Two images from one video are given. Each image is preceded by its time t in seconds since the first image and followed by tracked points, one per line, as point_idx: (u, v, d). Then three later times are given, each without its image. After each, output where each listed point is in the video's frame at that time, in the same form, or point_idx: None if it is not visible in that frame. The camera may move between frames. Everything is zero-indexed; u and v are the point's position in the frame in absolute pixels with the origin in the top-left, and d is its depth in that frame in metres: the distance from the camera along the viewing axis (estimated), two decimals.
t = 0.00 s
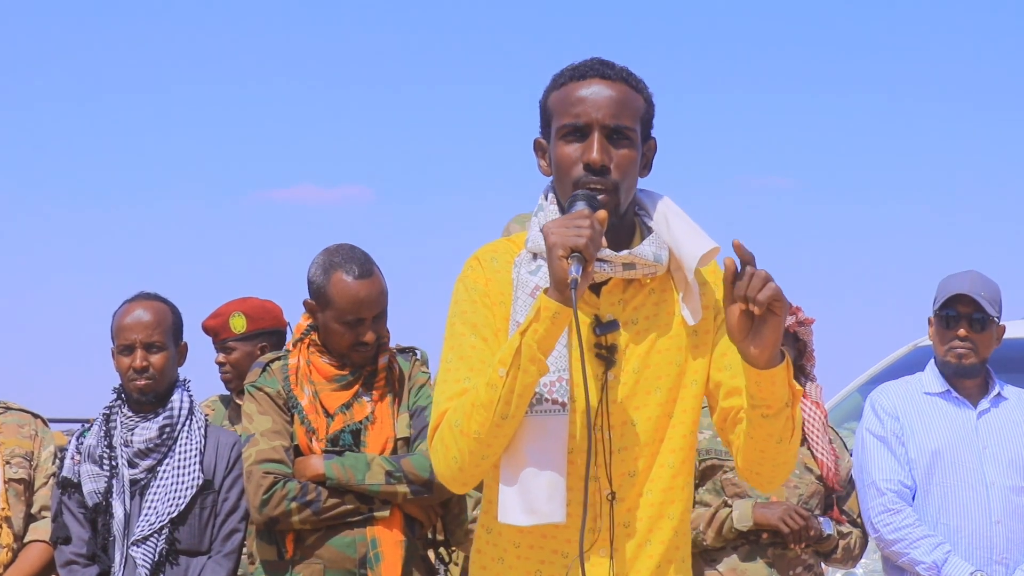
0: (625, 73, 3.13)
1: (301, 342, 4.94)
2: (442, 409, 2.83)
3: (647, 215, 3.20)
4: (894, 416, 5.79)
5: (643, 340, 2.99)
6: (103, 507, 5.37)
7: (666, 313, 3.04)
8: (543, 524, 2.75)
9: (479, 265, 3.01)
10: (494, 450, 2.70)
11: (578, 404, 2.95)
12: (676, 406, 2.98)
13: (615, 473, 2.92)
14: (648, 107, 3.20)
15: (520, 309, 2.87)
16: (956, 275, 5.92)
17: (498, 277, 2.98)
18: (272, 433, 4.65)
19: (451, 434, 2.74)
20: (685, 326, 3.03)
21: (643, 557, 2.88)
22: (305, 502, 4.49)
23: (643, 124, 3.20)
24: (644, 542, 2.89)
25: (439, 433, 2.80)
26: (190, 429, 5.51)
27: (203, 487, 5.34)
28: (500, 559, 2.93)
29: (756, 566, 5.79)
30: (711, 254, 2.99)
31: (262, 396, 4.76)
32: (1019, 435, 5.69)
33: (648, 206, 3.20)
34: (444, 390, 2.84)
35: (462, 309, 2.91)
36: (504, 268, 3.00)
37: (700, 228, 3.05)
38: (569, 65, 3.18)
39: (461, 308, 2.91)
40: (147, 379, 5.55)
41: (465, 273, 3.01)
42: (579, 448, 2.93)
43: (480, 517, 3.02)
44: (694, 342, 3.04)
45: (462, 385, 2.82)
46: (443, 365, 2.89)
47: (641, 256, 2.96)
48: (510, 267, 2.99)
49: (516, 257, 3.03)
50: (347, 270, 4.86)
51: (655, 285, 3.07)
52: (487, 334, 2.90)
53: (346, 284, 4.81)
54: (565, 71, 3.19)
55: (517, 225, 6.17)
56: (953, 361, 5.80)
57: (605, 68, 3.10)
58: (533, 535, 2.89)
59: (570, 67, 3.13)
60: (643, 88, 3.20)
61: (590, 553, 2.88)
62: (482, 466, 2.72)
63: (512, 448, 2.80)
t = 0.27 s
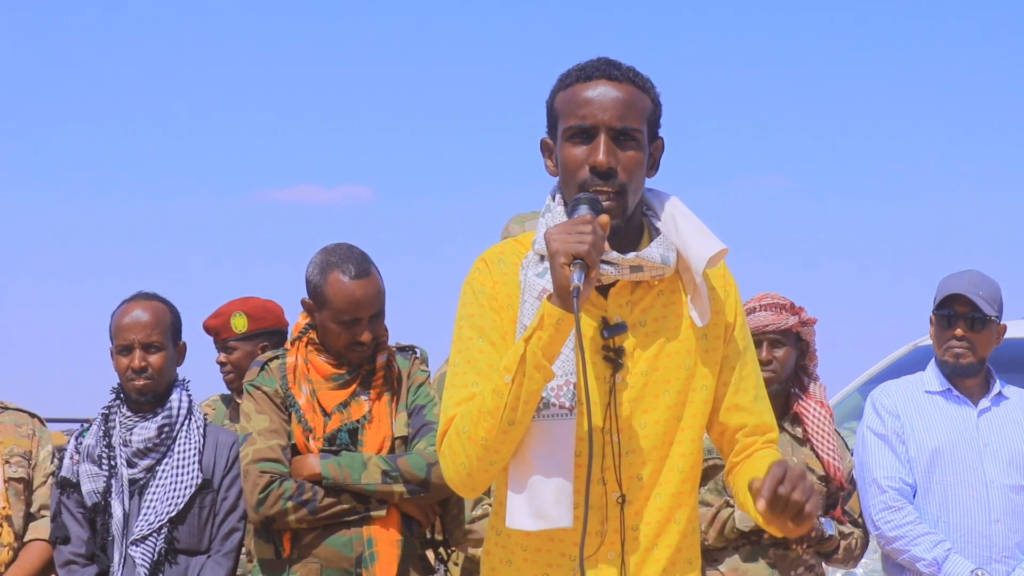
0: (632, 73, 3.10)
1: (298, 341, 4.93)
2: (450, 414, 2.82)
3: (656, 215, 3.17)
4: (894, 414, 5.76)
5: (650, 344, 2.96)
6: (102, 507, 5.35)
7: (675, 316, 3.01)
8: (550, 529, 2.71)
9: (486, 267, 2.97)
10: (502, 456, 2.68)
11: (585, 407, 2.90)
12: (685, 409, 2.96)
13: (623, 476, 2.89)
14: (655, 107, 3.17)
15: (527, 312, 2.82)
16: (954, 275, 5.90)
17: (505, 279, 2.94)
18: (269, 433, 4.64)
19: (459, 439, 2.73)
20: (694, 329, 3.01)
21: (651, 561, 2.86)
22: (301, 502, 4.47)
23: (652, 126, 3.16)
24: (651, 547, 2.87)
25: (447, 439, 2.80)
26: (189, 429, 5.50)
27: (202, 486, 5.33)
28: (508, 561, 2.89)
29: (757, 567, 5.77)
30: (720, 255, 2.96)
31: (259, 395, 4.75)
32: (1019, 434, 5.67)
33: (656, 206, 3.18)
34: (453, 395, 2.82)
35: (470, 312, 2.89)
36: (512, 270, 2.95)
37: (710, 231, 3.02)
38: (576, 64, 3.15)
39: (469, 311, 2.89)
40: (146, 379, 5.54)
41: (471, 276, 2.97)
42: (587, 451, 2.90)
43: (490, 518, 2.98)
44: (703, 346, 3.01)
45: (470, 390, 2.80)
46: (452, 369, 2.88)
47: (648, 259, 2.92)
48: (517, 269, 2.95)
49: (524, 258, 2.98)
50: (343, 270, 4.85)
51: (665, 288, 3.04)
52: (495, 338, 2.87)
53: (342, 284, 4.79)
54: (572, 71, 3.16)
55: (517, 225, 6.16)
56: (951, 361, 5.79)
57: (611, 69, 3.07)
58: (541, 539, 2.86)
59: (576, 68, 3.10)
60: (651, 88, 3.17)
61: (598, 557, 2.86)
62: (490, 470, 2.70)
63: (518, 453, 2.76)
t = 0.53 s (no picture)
0: (642, 74, 3.08)
1: (298, 339, 4.92)
2: (458, 414, 2.81)
3: (668, 215, 3.15)
4: (895, 415, 5.75)
5: (662, 346, 2.94)
6: (102, 507, 5.34)
7: (687, 318, 2.99)
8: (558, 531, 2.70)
9: (496, 267, 2.95)
10: (509, 457, 2.65)
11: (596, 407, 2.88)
12: (695, 411, 2.93)
13: (634, 477, 2.87)
14: (665, 107, 3.15)
15: (538, 312, 2.79)
16: (955, 273, 5.88)
17: (515, 279, 2.91)
18: (268, 432, 4.63)
19: (467, 441, 2.71)
20: (707, 330, 2.99)
21: (660, 562, 2.85)
22: (298, 502, 4.46)
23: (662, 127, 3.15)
24: (658, 549, 2.86)
25: (454, 439, 2.78)
26: (189, 429, 5.49)
27: (202, 486, 5.32)
28: (514, 561, 2.87)
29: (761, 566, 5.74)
30: (732, 256, 2.95)
31: (259, 394, 4.74)
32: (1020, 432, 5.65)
33: (668, 207, 3.15)
34: (461, 395, 2.81)
35: (479, 312, 2.88)
36: (523, 269, 2.93)
37: (721, 231, 3.01)
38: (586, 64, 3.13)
39: (479, 310, 2.88)
40: (145, 381, 5.53)
41: (482, 275, 2.95)
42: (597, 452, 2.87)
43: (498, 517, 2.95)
44: (715, 348, 2.99)
45: (478, 391, 2.79)
46: (461, 369, 2.87)
47: (661, 261, 2.89)
48: (528, 269, 2.92)
49: (535, 256, 2.96)
50: (342, 269, 4.83)
51: (678, 289, 3.02)
52: (505, 338, 2.84)
53: (341, 285, 4.77)
54: (581, 71, 3.14)
55: (517, 225, 6.15)
56: (951, 360, 5.78)
57: (621, 70, 3.04)
58: (549, 540, 2.84)
59: (586, 69, 3.08)
60: (660, 89, 3.15)
61: (607, 558, 2.85)
62: (497, 472, 2.68)
63: (527, 454, 2.75)
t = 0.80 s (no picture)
0: (656, 75, 3.08)
1: (298, 338, 4.91)
2: (466, 412, 2.78)
3: (679, 217, 3.13)
4: (895, 415, 5.74)
5: (672, 348, 2.94)
6: (101, 506, 5.34)
7: (695, 319, 2.98)
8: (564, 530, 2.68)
9: (506, 265, 2.94)
10: (516, 456, 2.65)
11: (605, 407, 2.87)
12: (702, 412, 2.93)
13: (642, 478, 2.85)
14: (678, 108, 3.14)
15: (549, 311, 2.78)
16: (953, 275, 5.90)
17: (525, 278, 2.90)
18: (266, 431, 4.63)
19: (474, 439, 2.70)
20: (718, 330, 2.98)
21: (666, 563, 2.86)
22: (295, 502, 4.46)
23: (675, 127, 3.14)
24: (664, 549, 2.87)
25: (462, 437, 2.76)
26: (188, 429, 5.49)
27: (201, 485, 5.32)
28: (523, 559, 2.85)
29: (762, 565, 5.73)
30: (745, 257, 2.95)
31: (258, 393, 4.75)
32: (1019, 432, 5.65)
33: (680, 208, 3.14)
34: (470, 392, 2.79)
35: (488, 310, 2.86)
36: (533, 268, 2.92)
37: (733, 232, 3.01)
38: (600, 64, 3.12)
39: (487, 308, 2.86)
40: (146, 382, 5.53)
41: (492, 272, 2.94)
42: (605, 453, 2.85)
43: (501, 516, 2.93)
44: (723, 349, 2.99)
45: (487, 389, 2.77)
46: (469, 366, 2.85)
47: (673, 261, 2.89)
48: (538, 268, 2.91)
49: (544, 255, 2.95)
50: (342, 270, 4.82)
51: (688, 291, 3.00)
52: (513, 337, 2.84)
53: (341, 286, 4.77)
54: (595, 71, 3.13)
55: (517, 225, 6.15)
56: (955, 362, 5.76)
57: (635, 70, 3.04)
58: (556, 539, 2.83)
59: (600, 69, 3.07)
60: (674, 90, 3.15)
61: (614, 558, 2.84)
62: (504, 470, 2.67)
63: (535, 453, 2.73)
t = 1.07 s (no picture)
0: (661, 77, 3.10)
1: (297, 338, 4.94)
2: (473, 412, 2.78)
3: (681, 220, 3.15)
4: (897, 416, 5.75)
5: (676, 349, 2.95)
6: (101, 507, 5.35)
7: (698, 321, 3.00)
8: (575, 529, 2.69)
9: (510, 267, 2.95)
10: (525, 456, 2.65)
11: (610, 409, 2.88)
12: (704, 415, 2.95)
13: (645, 479, 2.87)
14: (683, 111, 3.16)
15: (554, 313, 2.79)
16: (956, 275, 5.91)
17: (529, 280, 2.92)
18: (264, 432, 4.65)
19: (483, 438, 2.70)
20: (717, 334, 2.99)
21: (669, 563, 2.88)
22: (293, 503, 4.48)
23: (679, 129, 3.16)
24: (668, 551, 2.89)
25: (469, 437, 2.77)
26: (187, 429, 5.51)
27: (201, 485, 5.34)
28: (529, 561, 2.86)
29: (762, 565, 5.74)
30: (746, 261, 2.96)
31: (256, 394, 4.76)
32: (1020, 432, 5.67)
33: (682, 212, 3.15)
34: (476, 392, 2.80)
35: (493, 311, 2.87)
36: (537, 270, 2.94)
37: (734, 235, 3.03)
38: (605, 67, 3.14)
39: (492, 310, 2.86)
40: (148, 384, 5.54)
41: (495, 275, 2.94)
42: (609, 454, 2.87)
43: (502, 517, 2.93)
44: (724, 351, 3.00)
45: (494, 389, 2.78)
46: (474, 367, 2.85)
47: (675, 263, 2.92)
48: (541, 270, 2.94)
49: (548, 258, 2.97)
50: (338, 272, 4.83)
51: (691, 293, 3.02)
52: (519, 337, 2.84)
53: (337, 288, 4.78)
54: (600, 73, 3.14)
55: (516, 225, 6.16)
56: (957, 361, 5.78)
57: (641, 72, 3.05)
58: (561, 539, 2.84)
59: (606, 71, 3.09)
60: (679, 92, 3.16)
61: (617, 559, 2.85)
62: (513, 470, 2.67)
63: (542, 452, 2.73)
